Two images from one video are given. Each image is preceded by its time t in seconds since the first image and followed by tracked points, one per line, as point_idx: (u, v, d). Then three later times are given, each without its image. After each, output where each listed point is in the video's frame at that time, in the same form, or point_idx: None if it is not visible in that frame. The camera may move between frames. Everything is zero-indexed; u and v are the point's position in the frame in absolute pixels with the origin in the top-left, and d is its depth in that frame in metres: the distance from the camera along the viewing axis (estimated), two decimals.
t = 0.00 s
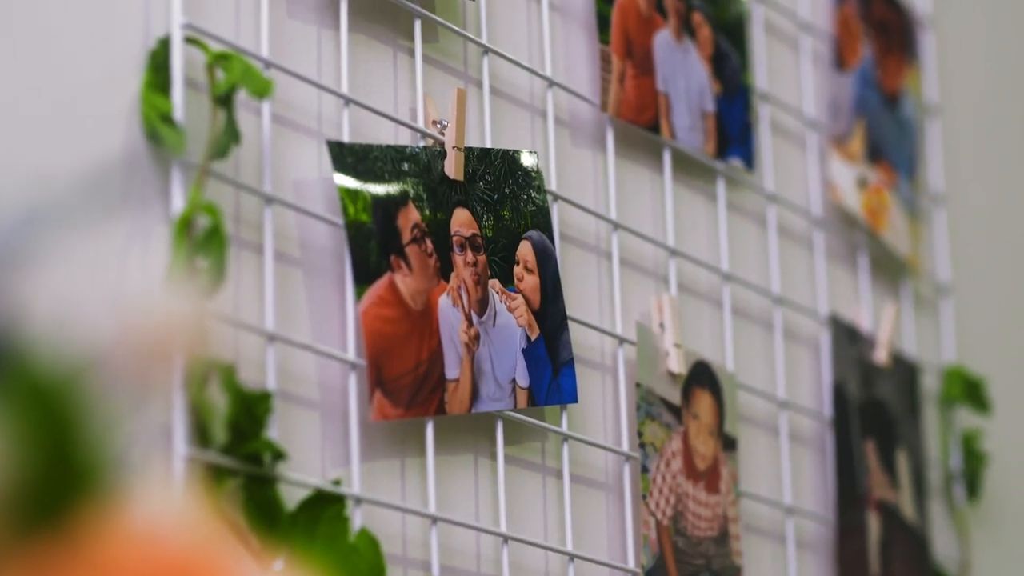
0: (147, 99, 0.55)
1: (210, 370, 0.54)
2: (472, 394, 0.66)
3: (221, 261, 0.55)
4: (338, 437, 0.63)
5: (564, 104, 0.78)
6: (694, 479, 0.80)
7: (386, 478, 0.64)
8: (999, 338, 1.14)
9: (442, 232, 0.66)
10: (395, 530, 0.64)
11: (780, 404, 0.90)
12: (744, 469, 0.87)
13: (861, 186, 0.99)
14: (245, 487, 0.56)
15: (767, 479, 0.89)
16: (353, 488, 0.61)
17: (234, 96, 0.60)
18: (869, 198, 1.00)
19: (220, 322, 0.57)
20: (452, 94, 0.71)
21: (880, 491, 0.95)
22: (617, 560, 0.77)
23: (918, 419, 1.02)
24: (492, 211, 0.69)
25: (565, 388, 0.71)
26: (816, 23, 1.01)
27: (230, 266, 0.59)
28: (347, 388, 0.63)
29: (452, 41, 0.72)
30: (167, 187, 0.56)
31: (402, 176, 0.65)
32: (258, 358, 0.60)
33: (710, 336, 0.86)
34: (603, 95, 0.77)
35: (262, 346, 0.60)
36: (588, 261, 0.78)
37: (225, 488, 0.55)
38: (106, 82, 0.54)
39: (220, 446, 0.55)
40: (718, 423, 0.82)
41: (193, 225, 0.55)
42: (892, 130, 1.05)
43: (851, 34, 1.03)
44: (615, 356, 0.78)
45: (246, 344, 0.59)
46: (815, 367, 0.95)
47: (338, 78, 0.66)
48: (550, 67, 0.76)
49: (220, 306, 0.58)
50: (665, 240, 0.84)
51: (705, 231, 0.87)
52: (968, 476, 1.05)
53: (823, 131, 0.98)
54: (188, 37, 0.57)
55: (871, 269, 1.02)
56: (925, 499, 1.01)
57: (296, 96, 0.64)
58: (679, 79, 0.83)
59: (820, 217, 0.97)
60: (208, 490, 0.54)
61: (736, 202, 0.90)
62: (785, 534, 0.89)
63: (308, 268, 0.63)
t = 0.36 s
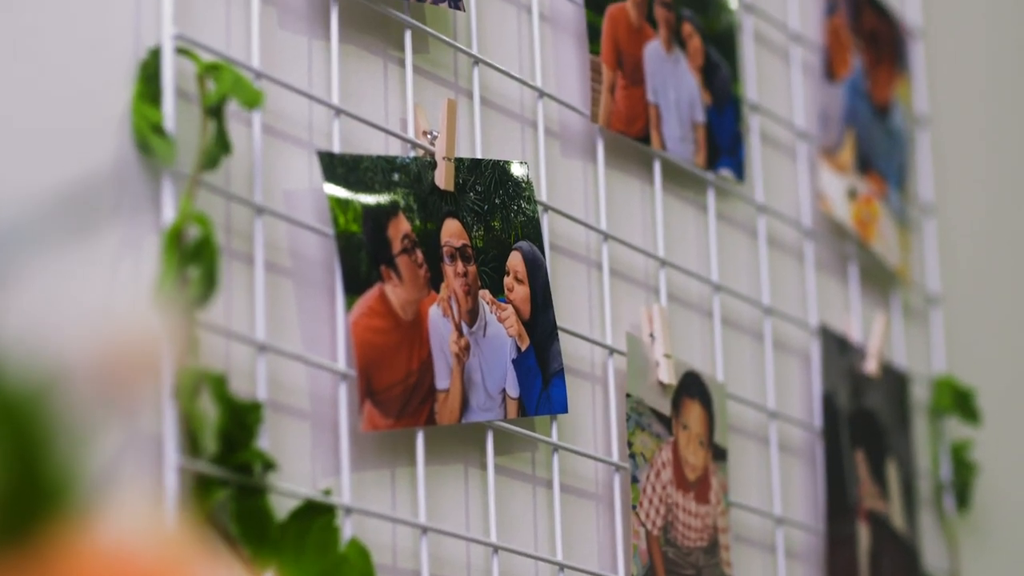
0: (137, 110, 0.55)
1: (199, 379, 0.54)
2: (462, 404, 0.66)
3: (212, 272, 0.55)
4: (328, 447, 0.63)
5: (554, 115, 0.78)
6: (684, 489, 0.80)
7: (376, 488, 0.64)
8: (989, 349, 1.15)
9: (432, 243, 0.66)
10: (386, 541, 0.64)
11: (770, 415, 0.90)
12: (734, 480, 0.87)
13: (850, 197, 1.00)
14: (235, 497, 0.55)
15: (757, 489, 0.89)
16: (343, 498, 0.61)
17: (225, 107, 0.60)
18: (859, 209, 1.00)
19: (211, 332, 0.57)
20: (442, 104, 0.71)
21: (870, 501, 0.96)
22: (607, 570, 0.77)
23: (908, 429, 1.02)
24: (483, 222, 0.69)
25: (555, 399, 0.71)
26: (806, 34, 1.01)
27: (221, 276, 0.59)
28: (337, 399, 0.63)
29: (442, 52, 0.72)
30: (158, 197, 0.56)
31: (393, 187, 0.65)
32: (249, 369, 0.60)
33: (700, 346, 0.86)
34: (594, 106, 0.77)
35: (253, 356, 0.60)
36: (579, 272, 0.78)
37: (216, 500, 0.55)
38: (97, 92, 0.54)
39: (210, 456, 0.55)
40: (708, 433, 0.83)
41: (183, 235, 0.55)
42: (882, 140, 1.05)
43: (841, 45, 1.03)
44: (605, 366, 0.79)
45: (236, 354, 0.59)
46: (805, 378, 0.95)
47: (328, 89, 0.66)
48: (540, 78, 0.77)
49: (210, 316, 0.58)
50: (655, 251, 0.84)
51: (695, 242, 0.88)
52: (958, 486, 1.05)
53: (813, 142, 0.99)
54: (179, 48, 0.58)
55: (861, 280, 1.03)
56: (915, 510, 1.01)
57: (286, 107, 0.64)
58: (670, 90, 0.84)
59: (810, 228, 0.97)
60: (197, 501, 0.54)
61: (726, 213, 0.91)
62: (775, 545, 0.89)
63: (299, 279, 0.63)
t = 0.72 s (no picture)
0: (128, 120, 0.55)
1: (191, 390, 0.55)
2: (453, 415, 0.66)
3: (203, 283, 0.55)
4: (319, 457, 0.63)
5: (544, 126, 0.79)
6: (674, 499, 0.80)
7: (367, 499, 0.64)
8: (979, 359, 1.15)
9: (423, 253, 0.66)
10: (376, 551, 0.64)
11: (760, 425, 0.90)
12: (724, 490, 0.87)
13: (841, 208, 1.00)
14: (225, 508, 0.55)
15: (747, 499, 0.89)
16: (334, 508, 0.61)
17: (216, 117, 0.60)
18: (850, 219, 1.00)
19: (201, 343, 0.58)
20: (433, 115, 0.71)
21: (860, 511, 0.96)
22: None
23: (898, 440, 1.02)
24: (473, 232, 0.69)
25: (546, 409, 0.71)
26: (796, 44, 1.01)
27: (211, 287, 0.59)
28: (328, 409, 0.63)
29: (433, 63, 0.72)
30: (149, 208, 0.57)
31: (384, 198, 0.65)
32: (239, 379, 0.60)
33: (690, 357, 0.87)
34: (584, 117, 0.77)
35: (244, 367, 0.60)
36: (569, 282, 0.78)
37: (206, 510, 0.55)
38: (87, 103, 0.55)
39: (200, 467, 0.55)
40: (699, 443, 0.83)
41: (174, 246, 0.55)
42: (873, 151, 1.05)
43: (832, 55, 1.03)
44: (595, 376, 0.79)
45: (227, 364, 0.59)
46: (795, 388, 0.96)
47: (320, 99, 0.66)
48: (531, 88, 0.77)
49: (200, 327, 0.58)
50: (646, 261, 0.84)
51: (685, 252, 0.88)
52: (948, 496, 1.06)
53: (803, 153, 0.99)
54: (170, 59, 0.58)
55: (851, 290, 1.03)
56: (905, 520, 1.01)
57: (277, 117, 0.64)
58: (661, 100, 0.84)
59: (801, 238, 0.97)
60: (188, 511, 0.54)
61: (716, 224, 0.91)
62: (765, 555, 0.89)
63: (290, 289, 0.63)
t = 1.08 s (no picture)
0: (121, 131, 0.55)
1: (183, 402, 0.54)
2: (444, 426, 0.66)
3: (194, 294, 0.55)
4: (310, 467, 0.63)
5: (536, 137, 0.79)
6: (665, 509, 0.80)
7: (358, 509, 0.64)
8: (969, 370, 1.15)
9: (413, 264, 0.67)
10: (367, 561, 0.64)
11: (751, 436, 0.90)
12: (715, 501, 0.87)
13: (832, 219, 1.00)
14: (217, 518, 0.55)
15: (738, 509, 0.89)
16: (325, 518, 0.61)
17: (208, 129, 0.60)
18: (840, 230, 1.01)
19: (194, 354, 0.58)
20: (425, 126, 0.71)
21: (851, 522, 0.96)
22: None
23: (889, 450, 1.03)
24: (464, 243, 0.69)
25: (537, 420, 0.71)
26: (787, 56, 1.02)
27: (203, 298, 0.59)
28: (319, 420, 0.63)
29: (424, 74, 0.72)
30: (141, 219, 0.57)
31: (375, 209, 0.65)
32: (231, 390, 0.60)
33: (681, 368, 0.87)
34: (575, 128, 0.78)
35: (235, 377, 0.60)
36: (560, 293, 0.78)
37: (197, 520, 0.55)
38: (78, 114, 0.55)
39: (192, 476, 0.55)
40: (690, 454, 0.83)
41: (167, 256, 0.55)
42: (864, 162, 1.06)
43: (823, 66, 1.04)
44: (586, 387, 0.79)
45: (218, 375, 0.59)
46: (786, 398, 0.96)
47: (311, 110, 0.66)
48: (522, 99, 0.77)
49: (192, 337, 0.58)
50: (636, 272, 0.85)
51: (676, 263, 0.88)
52: (938, 507, 1.06)
53: (794, 164, 0.99)
54: (162, 69, 0.58)
55: (842, 301, 1.03)
56: (896, 531, 1.02)
57: (269, 128, 0.64)
58: (652, 111, 0.84)
59: (792, 249, 0.98)
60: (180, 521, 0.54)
61: (708, 235, 0.91)
62: (756, 565, 0.89)
63: (281, 299, 0.63)
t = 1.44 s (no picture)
0: (113, 141, 0.55)
1: (174, 412, 0.55)
2: (435, 436, 0.66)
3: (185, 305, 0.55)
4: (301, 478, 0.63)
5: (527, 148, 0.79)
6: (656, 520, 0.80)
7: (349, 520, 0.64)
8: (960, 380, 1.16)
9: (405, 275, 0.67)
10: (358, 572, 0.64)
11: (742, 446, 0.90)
12: (706, 511, 0.87)
13: (822, 230, 1.00)
14: (208, 528, 0.55)
15: (728, 519, 0.89)
16: (316, 529, 0.62)
17: (200, 140, 0.60)
18: (831, 241, 1.01)
19: (186, 365, 0.58)
20: (416, 138, 0.72)
21: (841, 532, 0.96)
22: None
23: (880, 460, 1.03)
24: (456, 253, 0.69)
25: (528, 430, 0.71)
26: (778, 67, 1.02)
27: (194, 310, 0.59)
28: (311, 431, 0.63)
29: (416, 86, 0.73)
30: (133, 230, 0.56)
31: (366, 219, 0.65)
32: (222, 401, 0.60)
33: (672, 379, 0.87)
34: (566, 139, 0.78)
35: (227, 388, 0.60)
36: (551, 304, 0.78)
37: (188, 530, 0.55)
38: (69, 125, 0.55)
39: (184, 486, 0.55)
40: (681, 465, 0.83)
41: (158, 267, 0.55)
42: (855, 172, 1.06)
43: (815, 77, 1.04)
44: (577, 399, 0.79)
45: (210, 386, 0.59)
46: (777, 409, 0.96)
47: (303, 121, 0.66)
48: (513, 110, 0.77)
49: (182, 348, 0.58)
50: (627, 283, 0.85)
51: (667, 274, 0.88)
52: (929, 518, 1.06)
53: (785, 175, 1.00)
54: (155, 80, 0.58)
55: (832, 312, 1.04)
56: (886, 541, 1.02)
57: (260, 139, 0.64)
58: (643, 123, 0.85)
59: (783, 260, 0.98)
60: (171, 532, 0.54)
61: (698, 246, 0.91)
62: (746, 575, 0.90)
63: (272, 310, 0.63)
